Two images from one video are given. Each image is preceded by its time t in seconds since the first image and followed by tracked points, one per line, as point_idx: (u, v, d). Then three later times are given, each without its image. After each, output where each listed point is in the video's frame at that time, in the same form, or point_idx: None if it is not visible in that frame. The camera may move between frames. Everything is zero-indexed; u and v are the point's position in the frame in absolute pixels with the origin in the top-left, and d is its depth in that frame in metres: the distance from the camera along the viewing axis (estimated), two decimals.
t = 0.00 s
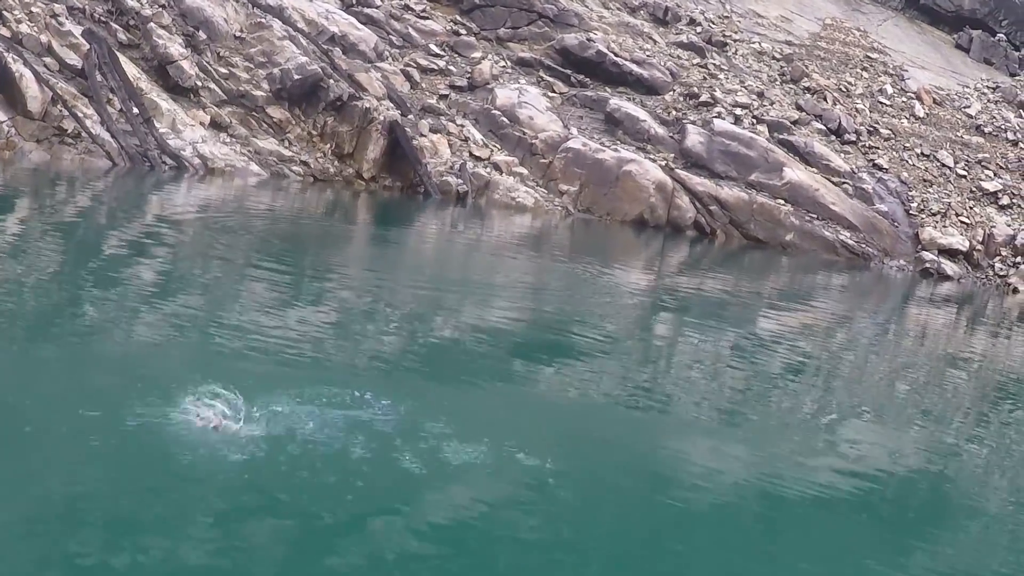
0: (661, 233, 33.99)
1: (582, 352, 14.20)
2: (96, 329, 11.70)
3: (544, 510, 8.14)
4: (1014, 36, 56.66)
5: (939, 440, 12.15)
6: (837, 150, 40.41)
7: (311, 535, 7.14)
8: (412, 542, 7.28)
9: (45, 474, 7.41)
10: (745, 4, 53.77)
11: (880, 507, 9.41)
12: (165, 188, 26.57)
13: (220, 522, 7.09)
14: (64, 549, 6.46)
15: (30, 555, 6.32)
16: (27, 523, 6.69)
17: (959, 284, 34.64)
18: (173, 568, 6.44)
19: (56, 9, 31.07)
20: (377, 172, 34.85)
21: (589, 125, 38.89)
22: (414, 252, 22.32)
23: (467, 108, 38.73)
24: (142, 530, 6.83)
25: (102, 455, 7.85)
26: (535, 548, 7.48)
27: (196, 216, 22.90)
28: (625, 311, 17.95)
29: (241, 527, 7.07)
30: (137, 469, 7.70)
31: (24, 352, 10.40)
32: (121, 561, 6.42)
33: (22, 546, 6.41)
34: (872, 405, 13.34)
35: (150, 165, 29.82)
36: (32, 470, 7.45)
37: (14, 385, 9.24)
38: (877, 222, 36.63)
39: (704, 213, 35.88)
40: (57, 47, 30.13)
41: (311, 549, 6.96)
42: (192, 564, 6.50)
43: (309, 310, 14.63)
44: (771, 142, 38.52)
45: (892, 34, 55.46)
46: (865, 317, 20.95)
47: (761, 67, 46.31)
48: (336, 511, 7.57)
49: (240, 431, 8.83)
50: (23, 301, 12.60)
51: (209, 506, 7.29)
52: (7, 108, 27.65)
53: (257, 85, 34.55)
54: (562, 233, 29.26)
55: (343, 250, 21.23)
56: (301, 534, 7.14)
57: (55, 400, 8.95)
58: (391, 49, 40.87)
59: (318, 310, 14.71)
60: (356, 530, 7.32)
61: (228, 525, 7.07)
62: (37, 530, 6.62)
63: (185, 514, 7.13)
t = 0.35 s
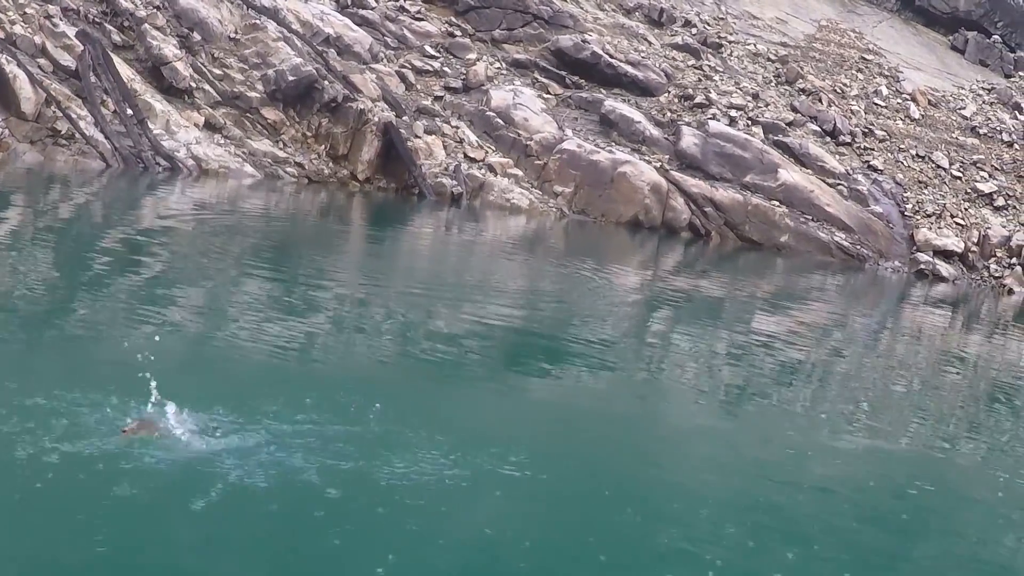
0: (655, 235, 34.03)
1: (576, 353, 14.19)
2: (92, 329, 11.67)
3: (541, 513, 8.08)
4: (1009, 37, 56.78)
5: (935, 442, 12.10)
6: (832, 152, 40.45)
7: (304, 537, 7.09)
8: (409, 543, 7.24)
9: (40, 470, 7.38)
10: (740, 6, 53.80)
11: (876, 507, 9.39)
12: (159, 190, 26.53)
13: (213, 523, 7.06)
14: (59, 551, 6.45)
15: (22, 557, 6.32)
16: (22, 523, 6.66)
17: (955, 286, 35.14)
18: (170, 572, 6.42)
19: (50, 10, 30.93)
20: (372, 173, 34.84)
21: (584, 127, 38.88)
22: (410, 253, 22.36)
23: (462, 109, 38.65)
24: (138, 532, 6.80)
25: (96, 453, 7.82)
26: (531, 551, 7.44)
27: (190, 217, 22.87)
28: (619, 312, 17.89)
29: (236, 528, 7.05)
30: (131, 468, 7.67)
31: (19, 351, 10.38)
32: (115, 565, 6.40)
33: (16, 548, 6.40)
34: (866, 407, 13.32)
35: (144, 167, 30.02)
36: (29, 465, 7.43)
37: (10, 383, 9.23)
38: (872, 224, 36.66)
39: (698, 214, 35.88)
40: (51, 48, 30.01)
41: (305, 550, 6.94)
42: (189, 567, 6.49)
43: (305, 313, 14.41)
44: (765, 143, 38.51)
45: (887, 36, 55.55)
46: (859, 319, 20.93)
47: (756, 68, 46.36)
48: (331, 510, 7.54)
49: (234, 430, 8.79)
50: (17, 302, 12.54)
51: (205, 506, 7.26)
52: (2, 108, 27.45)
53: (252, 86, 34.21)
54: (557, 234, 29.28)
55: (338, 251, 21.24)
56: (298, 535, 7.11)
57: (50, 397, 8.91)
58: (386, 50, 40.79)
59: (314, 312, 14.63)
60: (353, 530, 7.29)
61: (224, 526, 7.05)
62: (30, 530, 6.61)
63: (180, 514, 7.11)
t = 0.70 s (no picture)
0: (651, 234, 33.91)
1: (571, 352, 14.13)
2: (84, 328, 11.57)
3: (544, 514, 7.98)
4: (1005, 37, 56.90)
5: (931, 440, 12.07)
6: (827, 151, 40.43)
7: (302, 536, 7.00)
8: (411, 545, 7.12)
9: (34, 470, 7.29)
10: (736, 5, 53.74)
11: (876, 506, 9.35)
12: (153, 189, 26.42)
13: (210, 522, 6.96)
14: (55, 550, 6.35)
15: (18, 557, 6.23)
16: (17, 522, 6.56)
17: (950, 285, 35.30)
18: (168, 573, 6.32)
19: (44, 8, 30.70)
20: (366, 173, 34.55)
21: (579, 126, 38.76)
22: (405, 251, 22.33)
23: (456, 109, 38.54)
24: (135, 531, 6.69)
25: (89, 453, 7.69)
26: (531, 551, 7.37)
27: (183, 216, 22.76)
28: (614, 311, 17.84)
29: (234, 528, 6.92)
30: (125, 468, 7.54)
31: (11, 351, 10.27)
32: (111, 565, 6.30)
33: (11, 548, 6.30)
34: (861, 405, 13.28)
35: (138, 166, 29.72)
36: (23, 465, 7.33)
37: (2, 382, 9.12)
38: (867, 224, 36.65)
39: (694, 214, 35.79)
40: (45, 47, 29.85)
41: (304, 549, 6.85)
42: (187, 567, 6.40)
43: (299, 312, 14.30)
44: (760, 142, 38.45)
45: (882, 35, 55.57)
46: (854, 318, 20.90)
47: (751, 68, 46.34)
48: (329, 509, 7.45)
49: (229, 430, 8.65)
50: (10, 301, 12.44)
51: (201, 508, 7.13)
52: None
53: (246, 85, 34.20)
54: (552, 233, 29.22)
55: (332, 251, 21.13)
56: (296, 534, 7.01)
57: (42, 398, 8.80)
58: (381, 50, 40.65)
59: (309, 311, 14.56)
60: (351, 529, 7.20)
61: (221, 526, 6.93)
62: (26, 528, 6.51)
63: (177, 515, 6.99)
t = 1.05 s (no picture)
0: (646, 231, 33.76)
1: (566, 349, 14.07)
2: (77, 324, 11.51)
3: (542, 513, 7.88)
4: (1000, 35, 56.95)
5: (925, 436, 12.07)
6: (822, 148, 40.41)
7: (299, 532, 6.92)
8: (410, 545, 7.01)
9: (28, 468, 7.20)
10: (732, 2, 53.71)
11: (873, 502, 9.32)
12: (147, 185, 26.31)
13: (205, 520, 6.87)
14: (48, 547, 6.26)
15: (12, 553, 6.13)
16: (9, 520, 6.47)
17: (945, 282, 34.90)
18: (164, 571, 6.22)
19: (37, 5, 30.48)
20: (361, 170, 34.53)
21: (573, 122, 38.71)
22: (399, 248, 22.31)
23: (451, 106, 38.36)
24: (130, 530, 6.60)
25: (83, 451, 7.61)
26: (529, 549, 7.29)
27: (177, 213, 22.65)
28: (609, 308, 17.83)
29: (229, 529, 6.80)
30: (117, 467, 7.44)
31: (3, 348, 10.17)
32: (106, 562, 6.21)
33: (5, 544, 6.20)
34: (855, 400, 13.29)
35: (132, 163, 29.57)
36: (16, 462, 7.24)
37: None
38: (862, 221, 36.64)
39: (688, 210, 35.76)
40: (39, 44, 29.73)
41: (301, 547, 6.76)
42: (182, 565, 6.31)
43: (293, 309, 14.28)
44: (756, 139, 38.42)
45: (878, 32, 55.57)
46: (850, 315, 20.86)
47: (747, 65, 46.31)
48: (325, 506, 7.36)
49: (223, 428, 8.54)
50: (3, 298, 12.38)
51: (196, 506, 7.04)
52: None
53: (241, 82, 34.10)
54: (547, 230, 29.15)
55: (325, 247, 21.01)
56: (292, 532, 6.92)
57: (33, 395, 8.72)
58: (376, 47, 40.57)
59: (304, 308, 14.51)
60: (348, 527, 7.11)
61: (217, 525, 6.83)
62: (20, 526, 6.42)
63: (171, 516, 6.87)
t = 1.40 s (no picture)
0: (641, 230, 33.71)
1: (560, 347, 13.97)
2: (68, 323, 11.41)
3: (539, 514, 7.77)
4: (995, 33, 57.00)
5: (921, 433, 12.06)
6: (818, 147, 40.42)
7: (294, 534, 6.79)
8: (406, 546, 6.89)
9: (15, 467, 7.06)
10: None
11: (870, 501, 9.25)
12: (142, 183, 26.20)
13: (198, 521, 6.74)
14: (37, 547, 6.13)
15: None
16: None
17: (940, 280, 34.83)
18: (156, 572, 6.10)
19: (31, 3, 30.33)
20: (356, 169, 34.11)
21: (569, 121, 38.67)
22: (394, 246, 22.28)
23: (446, 104, 38.27)
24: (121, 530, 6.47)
25: (70, 450, 7.48)
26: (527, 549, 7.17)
27: (171, 211, 22.53)
28: (604, 305, 17.84)
29: (220, 530, 6.66)
30: (106, 466, 7.31)
31: None
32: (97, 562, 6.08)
33: None
34: (850, 398, 13.29)
35: (126, 161, 29.02)
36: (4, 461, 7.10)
37: None
38: (858, 219, 36.63)
39: (684, 209, 35.46)
40: (33, 42, 29.58)
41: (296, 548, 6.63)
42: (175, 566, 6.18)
43: (287, 306, 14.23)
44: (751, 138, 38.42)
45: (873, 30, 55.61)
46: (845, 313, 20.82)
47: (743, 63, 46.29)
48: (319, 507, 7.24)
49: (215, 428, 8.41)
50: None
51: (188, 506, 6.92)
52: None
53: (235, 80, 34.04)
54: (543, 229, 29.10)
55: (319, 245, 20.95)
56: (286, 532, 6.79)
57: (20, 393, 8.58)
58: (371, 45, 40.55)
59: (298, 305, 14.47)
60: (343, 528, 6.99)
61: (209, 525, 6.70)
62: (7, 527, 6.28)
63: (160, 517, 6.73)
